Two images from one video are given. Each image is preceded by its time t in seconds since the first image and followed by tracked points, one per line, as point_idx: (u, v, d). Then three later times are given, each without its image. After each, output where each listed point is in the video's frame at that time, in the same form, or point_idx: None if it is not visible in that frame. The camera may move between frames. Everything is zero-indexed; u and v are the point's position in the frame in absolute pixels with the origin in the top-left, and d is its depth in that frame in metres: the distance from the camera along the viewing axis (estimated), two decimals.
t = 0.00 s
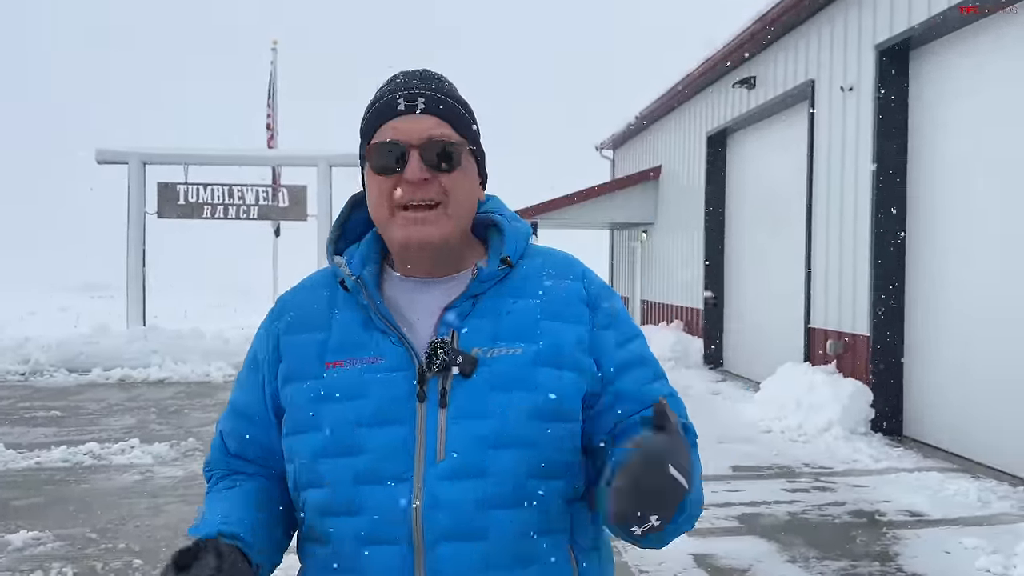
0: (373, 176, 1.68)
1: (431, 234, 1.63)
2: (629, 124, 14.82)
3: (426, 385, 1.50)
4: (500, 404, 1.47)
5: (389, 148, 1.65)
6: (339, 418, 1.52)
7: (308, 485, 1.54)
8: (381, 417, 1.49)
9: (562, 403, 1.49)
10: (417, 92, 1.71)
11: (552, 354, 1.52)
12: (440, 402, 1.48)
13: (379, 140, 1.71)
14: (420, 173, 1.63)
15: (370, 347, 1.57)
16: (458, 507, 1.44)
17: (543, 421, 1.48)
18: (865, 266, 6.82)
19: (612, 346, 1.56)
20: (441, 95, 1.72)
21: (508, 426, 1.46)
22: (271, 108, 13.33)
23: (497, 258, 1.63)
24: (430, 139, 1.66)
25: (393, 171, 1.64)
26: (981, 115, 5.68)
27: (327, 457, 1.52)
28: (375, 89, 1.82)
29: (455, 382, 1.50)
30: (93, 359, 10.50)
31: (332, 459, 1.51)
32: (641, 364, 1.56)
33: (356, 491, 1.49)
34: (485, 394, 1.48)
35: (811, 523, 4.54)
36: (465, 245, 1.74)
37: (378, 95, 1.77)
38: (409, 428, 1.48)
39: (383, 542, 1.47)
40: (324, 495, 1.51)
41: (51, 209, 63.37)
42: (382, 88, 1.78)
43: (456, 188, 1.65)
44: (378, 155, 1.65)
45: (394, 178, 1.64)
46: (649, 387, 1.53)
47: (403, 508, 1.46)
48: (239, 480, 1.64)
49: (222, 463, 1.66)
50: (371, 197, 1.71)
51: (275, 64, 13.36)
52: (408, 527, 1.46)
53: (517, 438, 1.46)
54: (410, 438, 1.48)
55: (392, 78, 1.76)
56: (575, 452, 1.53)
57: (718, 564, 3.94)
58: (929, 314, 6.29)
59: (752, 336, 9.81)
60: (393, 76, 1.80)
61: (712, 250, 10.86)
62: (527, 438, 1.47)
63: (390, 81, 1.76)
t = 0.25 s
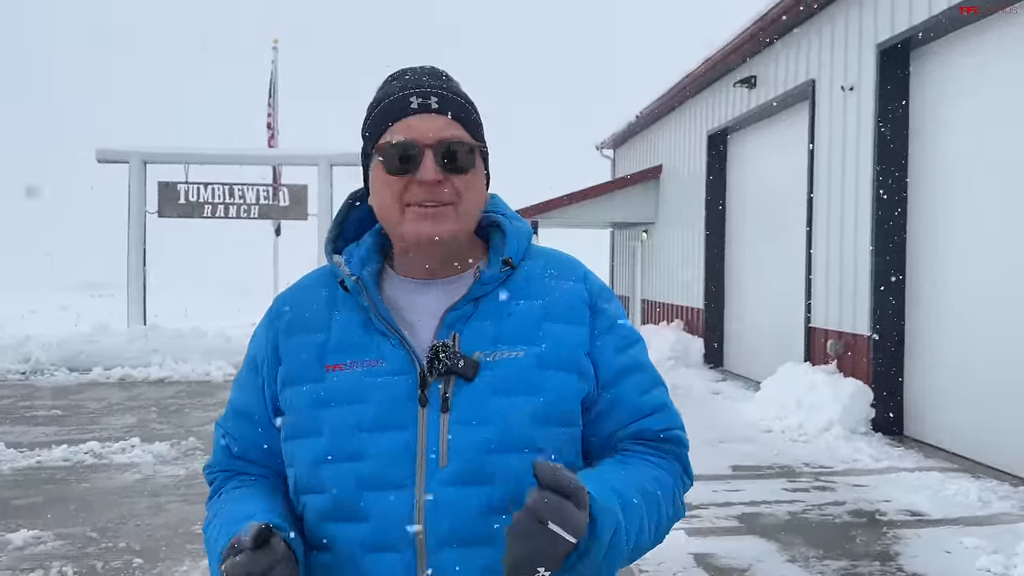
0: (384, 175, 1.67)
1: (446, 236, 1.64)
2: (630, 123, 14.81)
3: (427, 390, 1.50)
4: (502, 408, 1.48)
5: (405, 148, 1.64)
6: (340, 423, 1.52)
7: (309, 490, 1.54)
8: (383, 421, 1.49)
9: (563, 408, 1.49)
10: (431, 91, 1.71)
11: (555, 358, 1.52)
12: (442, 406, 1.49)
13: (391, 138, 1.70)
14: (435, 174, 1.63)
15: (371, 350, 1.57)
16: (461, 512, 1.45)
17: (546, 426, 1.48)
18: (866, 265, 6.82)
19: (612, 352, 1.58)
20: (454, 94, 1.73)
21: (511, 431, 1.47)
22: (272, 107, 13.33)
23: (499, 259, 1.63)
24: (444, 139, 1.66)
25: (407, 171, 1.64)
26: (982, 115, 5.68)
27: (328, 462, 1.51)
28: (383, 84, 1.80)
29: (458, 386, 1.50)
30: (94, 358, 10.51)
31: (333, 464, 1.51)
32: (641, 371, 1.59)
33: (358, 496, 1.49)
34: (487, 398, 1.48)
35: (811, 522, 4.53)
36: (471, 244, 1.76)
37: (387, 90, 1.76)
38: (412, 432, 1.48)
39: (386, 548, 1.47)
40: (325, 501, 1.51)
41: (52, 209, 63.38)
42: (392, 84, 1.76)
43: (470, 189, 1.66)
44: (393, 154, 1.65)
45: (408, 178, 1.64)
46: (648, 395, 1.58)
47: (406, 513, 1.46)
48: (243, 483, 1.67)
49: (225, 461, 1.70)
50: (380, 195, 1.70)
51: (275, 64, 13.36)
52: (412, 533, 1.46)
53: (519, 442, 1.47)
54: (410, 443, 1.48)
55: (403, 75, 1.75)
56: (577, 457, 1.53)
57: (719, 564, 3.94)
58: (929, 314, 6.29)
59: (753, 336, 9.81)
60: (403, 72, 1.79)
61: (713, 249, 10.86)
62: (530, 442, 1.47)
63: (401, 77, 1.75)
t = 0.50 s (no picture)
0: (385, 173, 1.66)
1: (448, 235, 1.61)
2: (630, 122, 14.80)
3: (427, 393, 1.50)
4: (503, 411, 1.47)
5: (407, 144, 1.64)
6: (339, 426, 1.52)
7: (308, 494, 1.54)
8: (383, 425, 1.49)
9: (564, 410, 1.48)
10: (430, 88, 1.72)
11: (556, 360, 1.51)
12: (442, 409, 1.48)
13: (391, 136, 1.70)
14: (438, 171, 1.62)
15: (371, 352, 1.57)
16: (462, 516, 1.44)
17: (547, 428, 1.48)
18: (866, 265, 6.82)
19: (612, 353, 1.57)
20: (452, 92, 1.74)
21: (512, 434, 1.46)
22: (272, 106, 13.32)
23: (499, 259, 1.63)
24: (445, 135, 1.66)
25: (409, 168, 1.62)
26: (982, 114, 5.68)
27: (327, 465, 1.51)
28: (380, 83, 1.81)
29: (458, 389, 1.49)
30: (94, 357, 10.51)
31: (333, 467, 1.50)
32: (644, 370, 1.58)
33: (357, 501, 1.48)
34: (488, 401, 1.48)
35: (811, 522, 4.53)
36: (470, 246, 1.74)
37: (386, 89, 1.77)
38: (412, 435, 1.48)
39: (385, 554, 1.46)
40: (324, 505, 1.50)
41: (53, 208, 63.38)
42: (389, 83, 1.77)
43: (472, 189, 1.65)
44: (394, 151, 1.64)
45: (410, 176, 1.62)
46: (652, 394, 1.56)
47: (406, 517, 1.45)
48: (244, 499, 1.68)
49: (224, 462, 1.70)
50: (379, 195, 1.68)
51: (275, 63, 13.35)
52: (412, 537, 1.45)
53: (520, 445, 1.46)
54: (410, 446, 1.48)
55: (400, 73, 1.77)
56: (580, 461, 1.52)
57: (718, 563, 3.93)
58: (929, 313, 6.29)
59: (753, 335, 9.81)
60: (399, 71, 1.80)
61: (713, 248, 10.85)
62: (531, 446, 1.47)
63: (398, 76, 1.77)
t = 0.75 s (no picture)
0: (387, 166, 1.66)
1: (453, 223, 1.61)
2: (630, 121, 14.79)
3: (426, 394, 1.50)
4: (502, 412, 1.47)
5: (410, 134, 1.64)
6: (337, 427, 1.52)
7: (308, 495, 1.54)
8: (380, 426, 1.50)
9: (563, 410, 1.48)
10: (430, 81, 1.74)
11: (556, 360, 1.52)
12: (442, 410, 1.48)
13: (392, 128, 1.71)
14: (442, 162, 1.63)
15: (369, 352, 1.58)
16: (460, 518, 1.44)
17: (546, 430, 1.48)
18: (865, 264, 6.82)
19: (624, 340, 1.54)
20: (452, 84, 1.76)
21: (511, 436, 1.46)
22: (272, 104, 13.31)
23: (498, 258, 1.62)
24: (446, 127, 1.67)
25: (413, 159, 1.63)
26: (981, 114, 5.68)
27: (326, 466, 1.51)
28: (378, 77, 1.82)
29: (458, 390, 1.50)
30: (93, 355, 10.53)
31: (332, 469, 1.51)
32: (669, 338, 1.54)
33: (355, 503, 1.48)
34: (487, 403, 1.48)
35: (809, 521, 4.54)
36: (471, 239, 1.74)
37: (384, 81, 1.78)
38: (410, 437, 1.49)
39: (383, 557, 1.45)
40: (323, 506, 1.51)
41: (53, 206, 63.35)
42: (388, 77, 1.78)
43: (474, 179, 1.66)
44: (396, 142, 1.64)
45: (413, 168, 1.63)
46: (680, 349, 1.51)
47: (404, 519, 1.45)
48: (241, 491, 1.69)
49: (223, 459, 1.72)
50: (381, 187, 1.68)
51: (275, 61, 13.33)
52: (410, 540, 1.45)
53: (519, 446, 1.46)
54: (409, 447, 1.48)
55: (398, 65, 1.78)
56: (581, 461, 1.51)
57: (718, 563, 3.94)
58: (929, 312, 6.29)
59: (752, 335, 9.81)
60: (396, 64, 1.81)
61: (712, 247, 10.86)
62: (531, 446, 1.47)
63: (396, 68, 1.78)
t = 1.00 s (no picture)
0: (397, 169, 1.65)
1: (460, 232, 1.61)
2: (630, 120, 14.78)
3: (430, 394, 1.49)
4: (505, 412, 1.47)
5: (421, 139, 1.63)
6: (340, 425, 1.52)
7: (311, 494, 1.54)
8: (383, 425, 1.49)
9: (566, 411, 1.49)
10: (442, 84, 1.73)
11: (560, 360, 1.51)
12: (444, 410, 1.48)
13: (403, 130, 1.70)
14: (452, 168, 1.61)
15: (373, 351, 1.58)
16: (463, 519, 1.43)
17: (549, 431, 1.48)
18: (865, 264, 6.82)
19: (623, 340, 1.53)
20: (464, 88, 1.75)
21: (513, 436, 1.46)
22: (271, 102, 13.29)
23: (504, 258, 1.62)
24: (457, 131, 1.66)
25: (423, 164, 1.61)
26: (981, 113, 5.68)
27: (329, 465, 1.51)
28: (389, 77, 1.80)
29: (461, 390, 1.49)
30: (92, 353, 10.52)
31: (335, 468, 1.51)
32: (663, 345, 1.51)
33: (358, 502, 1.48)
34: (490, 403, 1.47)
35: (809, 520, 4.54)
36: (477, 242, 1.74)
37: (396, 81, 1.76)
38: (413, 436, 1.48)
39: (385, 557, 1.45)
40: (326, 505, 1.50)
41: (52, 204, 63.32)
42: (399, 76, 1.77)
43: (485, 186, 1.64)
44: (407, 146, 1.62)
45: (423, 173, 1.61)
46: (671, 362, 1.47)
47: (406, 520, 1.44)
48: (246, 489, 1.70)
49: (227, 457, 1.72)
50: (390, 190, 1.67)
51: (275, 59, 13.32)
52: (412, 541, 1.44)
53: (522, 447, 1.46)
54: (412, 447, 1.48)
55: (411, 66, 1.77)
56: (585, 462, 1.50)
57: (717, 562, 3.93)
58: (928, 311, 6.29)
59: (752, 333, 9.81)
60: (409, 64, 1.80)
61: (712, 246, 10.85)
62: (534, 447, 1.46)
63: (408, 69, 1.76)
